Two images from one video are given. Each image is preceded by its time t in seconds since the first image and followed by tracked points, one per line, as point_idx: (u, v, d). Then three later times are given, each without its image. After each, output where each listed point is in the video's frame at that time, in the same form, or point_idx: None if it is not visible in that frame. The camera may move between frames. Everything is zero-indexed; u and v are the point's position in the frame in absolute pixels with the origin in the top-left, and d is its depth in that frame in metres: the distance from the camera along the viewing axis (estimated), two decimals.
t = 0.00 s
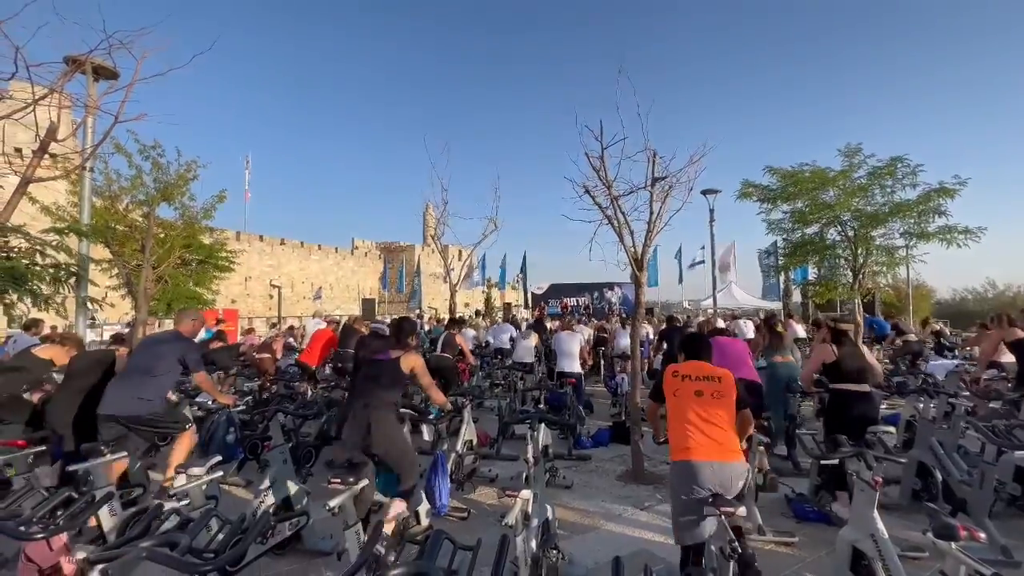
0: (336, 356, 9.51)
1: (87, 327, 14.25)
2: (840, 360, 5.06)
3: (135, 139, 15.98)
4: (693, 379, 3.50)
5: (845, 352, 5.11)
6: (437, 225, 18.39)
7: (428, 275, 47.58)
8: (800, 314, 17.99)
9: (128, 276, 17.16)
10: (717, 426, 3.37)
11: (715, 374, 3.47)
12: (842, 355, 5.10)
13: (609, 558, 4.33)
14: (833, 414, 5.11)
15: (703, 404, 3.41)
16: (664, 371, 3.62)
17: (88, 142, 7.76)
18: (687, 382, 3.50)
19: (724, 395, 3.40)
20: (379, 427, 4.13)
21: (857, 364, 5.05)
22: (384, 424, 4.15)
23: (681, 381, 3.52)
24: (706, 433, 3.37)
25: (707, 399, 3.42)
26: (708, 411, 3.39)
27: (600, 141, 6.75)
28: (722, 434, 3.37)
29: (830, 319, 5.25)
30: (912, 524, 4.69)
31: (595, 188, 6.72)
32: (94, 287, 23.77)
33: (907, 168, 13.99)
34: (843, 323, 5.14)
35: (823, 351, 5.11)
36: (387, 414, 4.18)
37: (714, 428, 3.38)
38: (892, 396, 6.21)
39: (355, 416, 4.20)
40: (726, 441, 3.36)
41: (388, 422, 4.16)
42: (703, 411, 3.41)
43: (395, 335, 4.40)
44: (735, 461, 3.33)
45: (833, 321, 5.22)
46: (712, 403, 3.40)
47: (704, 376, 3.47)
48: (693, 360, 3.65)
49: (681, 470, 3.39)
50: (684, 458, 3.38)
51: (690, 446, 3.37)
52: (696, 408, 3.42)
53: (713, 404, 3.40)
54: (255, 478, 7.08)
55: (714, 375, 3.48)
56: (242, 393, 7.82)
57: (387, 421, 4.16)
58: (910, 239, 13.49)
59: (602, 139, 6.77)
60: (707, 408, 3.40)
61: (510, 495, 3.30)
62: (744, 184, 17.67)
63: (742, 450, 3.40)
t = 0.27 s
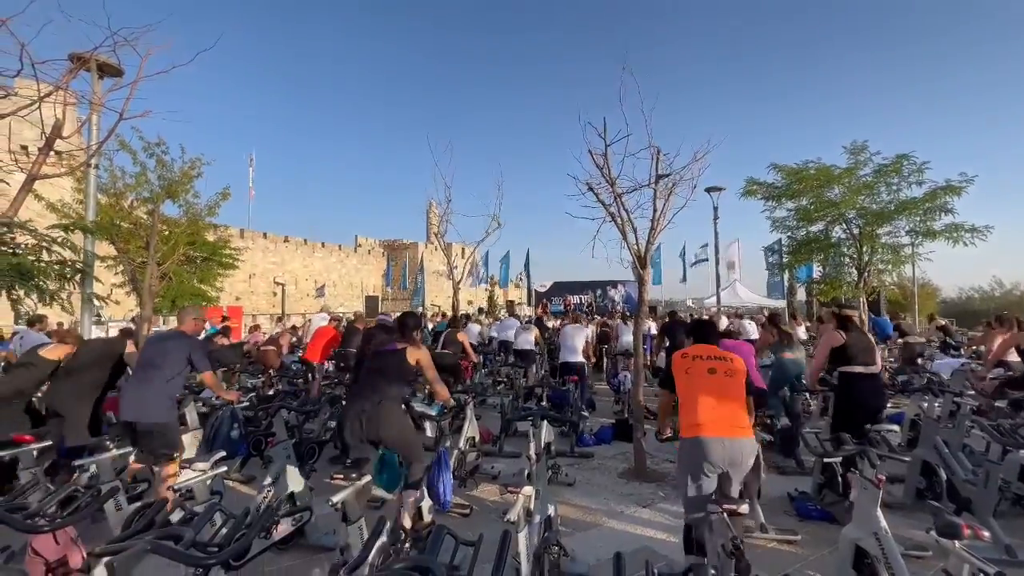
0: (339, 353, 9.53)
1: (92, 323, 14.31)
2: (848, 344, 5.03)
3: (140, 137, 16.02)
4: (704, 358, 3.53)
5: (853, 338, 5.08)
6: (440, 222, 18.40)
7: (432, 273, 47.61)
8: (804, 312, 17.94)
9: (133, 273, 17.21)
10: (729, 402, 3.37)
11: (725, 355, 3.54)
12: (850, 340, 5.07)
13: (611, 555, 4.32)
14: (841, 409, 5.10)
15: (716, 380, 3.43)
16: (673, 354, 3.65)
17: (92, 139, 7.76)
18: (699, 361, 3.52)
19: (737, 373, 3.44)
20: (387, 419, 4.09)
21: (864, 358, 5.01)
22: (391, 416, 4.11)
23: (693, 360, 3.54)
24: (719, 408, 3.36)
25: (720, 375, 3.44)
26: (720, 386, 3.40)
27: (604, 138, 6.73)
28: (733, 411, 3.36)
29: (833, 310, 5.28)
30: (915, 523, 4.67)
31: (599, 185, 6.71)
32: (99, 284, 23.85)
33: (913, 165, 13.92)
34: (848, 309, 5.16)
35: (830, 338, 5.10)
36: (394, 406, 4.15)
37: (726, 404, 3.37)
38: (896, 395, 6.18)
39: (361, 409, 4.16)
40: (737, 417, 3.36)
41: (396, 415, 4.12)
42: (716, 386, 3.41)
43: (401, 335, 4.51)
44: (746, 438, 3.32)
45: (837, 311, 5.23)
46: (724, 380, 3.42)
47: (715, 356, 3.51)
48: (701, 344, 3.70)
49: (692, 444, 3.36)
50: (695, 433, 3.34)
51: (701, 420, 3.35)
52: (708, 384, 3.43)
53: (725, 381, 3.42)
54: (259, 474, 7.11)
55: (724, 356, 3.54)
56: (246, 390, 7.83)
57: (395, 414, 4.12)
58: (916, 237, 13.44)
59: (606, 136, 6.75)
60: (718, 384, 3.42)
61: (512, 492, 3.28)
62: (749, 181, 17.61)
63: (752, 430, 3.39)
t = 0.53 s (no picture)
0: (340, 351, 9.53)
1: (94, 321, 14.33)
2: (857, 357, 5.05)
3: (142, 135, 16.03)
4: (715, 373, 3.48)
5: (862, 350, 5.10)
6: (441, 221, 18.39)
7: (433, 271, 47.61)
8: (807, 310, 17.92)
9: (135, 272, 17.23)
10: (740, 419, 3.32)
11: (736, 368, 3.48)
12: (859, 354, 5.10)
13: (613, 553, 4.32)
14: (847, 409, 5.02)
15: (727, 397, 3.38)
16: (683, 366, 3.60)
17: (94, 137, 7.76)
18: (710, 376, 3.47)
19: (748, 388, 3.40)
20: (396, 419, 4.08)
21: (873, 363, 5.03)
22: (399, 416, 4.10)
23: (704, 375, 3.48)
24: (730, 425, 3.31)
25: (731, 391, 3.40)
26: (732, 403, 3.36)
27: (605, 136, 6.71)
28: (744, 429, 3.31)
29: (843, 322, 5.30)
30: (917, 521, 4.66)
31: (600, 183, 6.69)
32: (101, 282, 23.88)
33: (916, 163, 13.89)
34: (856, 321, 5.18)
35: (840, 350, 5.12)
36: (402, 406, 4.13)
37: (737, 422, 3.32)
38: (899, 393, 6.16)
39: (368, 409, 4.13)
40: (748, 436, 3.30)
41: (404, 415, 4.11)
42: (727, 404, 3.37)
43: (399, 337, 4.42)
44: (758, 455, 3.27)
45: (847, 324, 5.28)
46: (736, 396, 3.38)
47: (725, 371, 3.46)
48: (711, 355, 3.64)
49: (703, 464, 3.30)
50: (706, 450, 3.30)
51: (712, 439, 3.29)
52: (719, 400, 3.38)
53: (736, 398, 3.37)
54: (261, 471, 7.12)
55: (735, 370, 3.48)
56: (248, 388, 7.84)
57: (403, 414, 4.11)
58: (919, 235, 13.41)
59: (607, 134, 6.73)
60: (729, 402, 3.37)
61: (514, 490, 3.27)
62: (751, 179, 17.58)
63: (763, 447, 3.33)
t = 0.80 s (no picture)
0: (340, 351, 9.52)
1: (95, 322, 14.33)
2: (846, 341, 5.02)
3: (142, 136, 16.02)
4: (709, 359, 3.53)
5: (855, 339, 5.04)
6: (442, 221, 18.39)
7: (434, 271, 47.60)
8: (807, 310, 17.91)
9: (136, 272, 17.23)
10: (736, 400, 3.33)
11: (728, 354, 3.54)
12: (848, 338, 5.06)
13: (613, 553, 4.31)
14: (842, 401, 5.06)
15: (721, 380, 3.41)
16: (677, 356, 3.65)
17: (93, 138, 7.75)
18: (703, 362, 3.52)
19: (742, 371, 3.44)
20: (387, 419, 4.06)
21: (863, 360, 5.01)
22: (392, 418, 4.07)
23: (698, 361, 3.53)
24: (726, 407, 3.32)
25: (725, 374, 3.43)
26: (727, 386, 3.39)
27: (605, 135, 6.70)
28: (741, 409, 3.31)
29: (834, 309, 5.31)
30: (918, 521, 4.65)
31: (600, 183, 6.68)
32: (102, 282, 23.88)
33: (917, 161, 13.86)
34: (850, 306, 5.11)
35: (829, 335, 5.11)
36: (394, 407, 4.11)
37: (733, 402, 3.34)
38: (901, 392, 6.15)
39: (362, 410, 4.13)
40: (745, 415, 3.30)
41: (396, 416, 4.09)
42: (722, 387, 3.40)
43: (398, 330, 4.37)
44: (757, 435, 3.26)
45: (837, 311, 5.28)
46: (730, 379, 3.41)
47: (718, 356, 3.52)
48: (705, 344, 3.70)
49: (701, 445, 3.30)
50: (703, 434, 3.30)
51: (709, 420, 3.31)
52: (713, 385, 3.41)
53: (730, 381, 3.40)
54: (262, 472, 7.11)
55: (727, 356, 3.53)
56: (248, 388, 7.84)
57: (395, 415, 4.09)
58: (919, 234, 13.39)
59: (607, 133, 6.72)
60: (724, 384, 3.40)
61: (515, 489, 3.25)
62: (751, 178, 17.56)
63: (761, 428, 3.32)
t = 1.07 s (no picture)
0: (341, 352, 9.51)
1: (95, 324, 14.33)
2: (845, 352, 5.02)
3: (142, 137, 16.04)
4: (702, 372, 3.45)
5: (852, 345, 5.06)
6: (442, 221, 18.39)
7: (434, 271, 47.61)
8: (807, 309, 17.91)
9: (136, 274, 17.24)
10: (725, 419, 3.33)
11: (722, 366, 3.44)
12: (847, 347, 5.06)
13: (614, 553, 4.31)
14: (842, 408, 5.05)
15: (712, 396, 3.38)
16: (671, 364, 3.58)
17: (93, 140, 7.75)
18: (695, 375, 3.46)
19: (734, 386, 3.37)
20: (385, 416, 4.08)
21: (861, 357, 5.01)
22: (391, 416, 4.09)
23: (690, 374, 3.47)
24: (714, 426, 3.33)
25: (716, 390, 3.38)
26: (716, 403, 3.36)
27: (605, 135, 6.71)
28: (730, 427, 3.33)
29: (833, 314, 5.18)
30: (918, 519, 4.64)
31: (600, 183, 6.68)
32: (102, 284, 23.90)
33: (917, 160, 13.86)
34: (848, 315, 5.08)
35: (827, 345, 5.11)
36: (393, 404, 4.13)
37: (722, 421, 3.34)
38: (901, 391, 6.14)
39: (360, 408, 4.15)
40: (734, 434, 3.32)
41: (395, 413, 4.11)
42: (712, 404, 3.37)
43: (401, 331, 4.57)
44: (743, 454, 3.29)
45: (836, 317, 5.18)
46: (721, 395, 3.36)
47: (712, 369, 3.43)
48: (701, 352, 3.60)
49: (690, 462, 3.36)
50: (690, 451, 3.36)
51: (698, 439, 3.33)
52: (704, 401, 3.38)
53: (721, 398, 3.36)
54: (263, 473, 7.11)
55: (721, 368, 3.44)
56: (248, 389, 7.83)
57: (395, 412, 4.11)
58: (919, 233, 13.39)
59: (606, 133, 6.73)
60: (715, 401, 3.36)
61: (515, 490, 3.24)
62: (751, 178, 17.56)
63: (749, 443, 3.35)
